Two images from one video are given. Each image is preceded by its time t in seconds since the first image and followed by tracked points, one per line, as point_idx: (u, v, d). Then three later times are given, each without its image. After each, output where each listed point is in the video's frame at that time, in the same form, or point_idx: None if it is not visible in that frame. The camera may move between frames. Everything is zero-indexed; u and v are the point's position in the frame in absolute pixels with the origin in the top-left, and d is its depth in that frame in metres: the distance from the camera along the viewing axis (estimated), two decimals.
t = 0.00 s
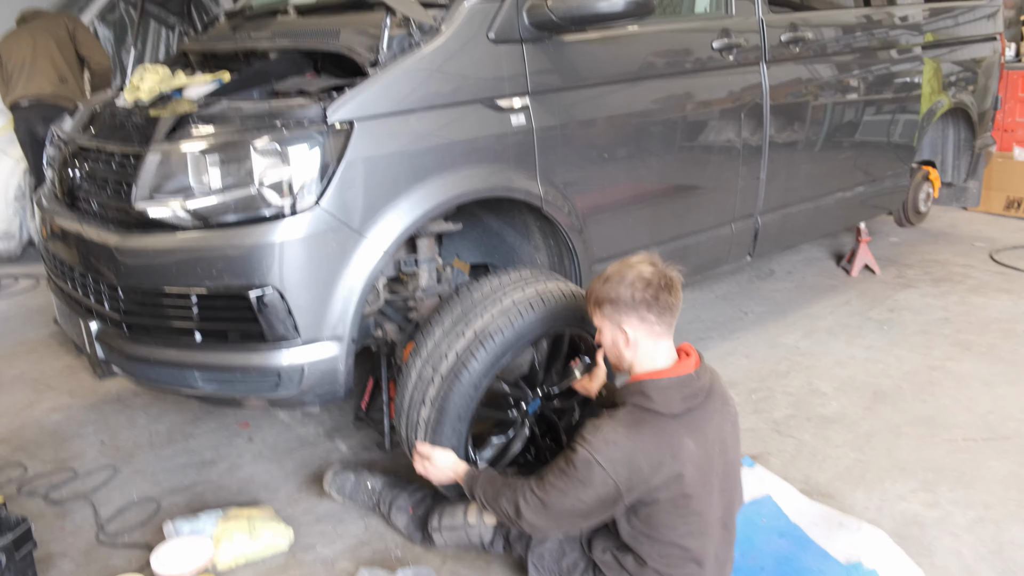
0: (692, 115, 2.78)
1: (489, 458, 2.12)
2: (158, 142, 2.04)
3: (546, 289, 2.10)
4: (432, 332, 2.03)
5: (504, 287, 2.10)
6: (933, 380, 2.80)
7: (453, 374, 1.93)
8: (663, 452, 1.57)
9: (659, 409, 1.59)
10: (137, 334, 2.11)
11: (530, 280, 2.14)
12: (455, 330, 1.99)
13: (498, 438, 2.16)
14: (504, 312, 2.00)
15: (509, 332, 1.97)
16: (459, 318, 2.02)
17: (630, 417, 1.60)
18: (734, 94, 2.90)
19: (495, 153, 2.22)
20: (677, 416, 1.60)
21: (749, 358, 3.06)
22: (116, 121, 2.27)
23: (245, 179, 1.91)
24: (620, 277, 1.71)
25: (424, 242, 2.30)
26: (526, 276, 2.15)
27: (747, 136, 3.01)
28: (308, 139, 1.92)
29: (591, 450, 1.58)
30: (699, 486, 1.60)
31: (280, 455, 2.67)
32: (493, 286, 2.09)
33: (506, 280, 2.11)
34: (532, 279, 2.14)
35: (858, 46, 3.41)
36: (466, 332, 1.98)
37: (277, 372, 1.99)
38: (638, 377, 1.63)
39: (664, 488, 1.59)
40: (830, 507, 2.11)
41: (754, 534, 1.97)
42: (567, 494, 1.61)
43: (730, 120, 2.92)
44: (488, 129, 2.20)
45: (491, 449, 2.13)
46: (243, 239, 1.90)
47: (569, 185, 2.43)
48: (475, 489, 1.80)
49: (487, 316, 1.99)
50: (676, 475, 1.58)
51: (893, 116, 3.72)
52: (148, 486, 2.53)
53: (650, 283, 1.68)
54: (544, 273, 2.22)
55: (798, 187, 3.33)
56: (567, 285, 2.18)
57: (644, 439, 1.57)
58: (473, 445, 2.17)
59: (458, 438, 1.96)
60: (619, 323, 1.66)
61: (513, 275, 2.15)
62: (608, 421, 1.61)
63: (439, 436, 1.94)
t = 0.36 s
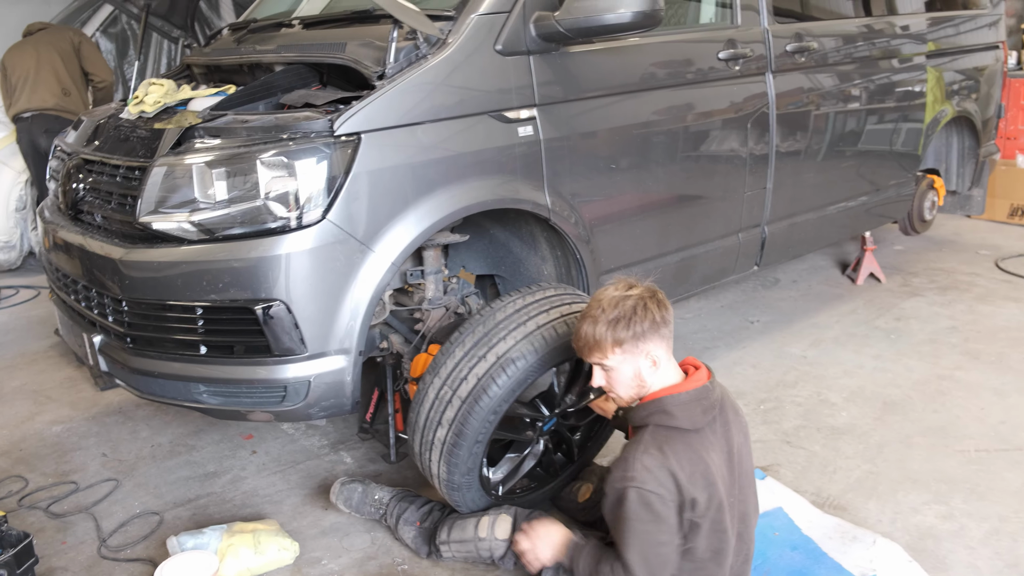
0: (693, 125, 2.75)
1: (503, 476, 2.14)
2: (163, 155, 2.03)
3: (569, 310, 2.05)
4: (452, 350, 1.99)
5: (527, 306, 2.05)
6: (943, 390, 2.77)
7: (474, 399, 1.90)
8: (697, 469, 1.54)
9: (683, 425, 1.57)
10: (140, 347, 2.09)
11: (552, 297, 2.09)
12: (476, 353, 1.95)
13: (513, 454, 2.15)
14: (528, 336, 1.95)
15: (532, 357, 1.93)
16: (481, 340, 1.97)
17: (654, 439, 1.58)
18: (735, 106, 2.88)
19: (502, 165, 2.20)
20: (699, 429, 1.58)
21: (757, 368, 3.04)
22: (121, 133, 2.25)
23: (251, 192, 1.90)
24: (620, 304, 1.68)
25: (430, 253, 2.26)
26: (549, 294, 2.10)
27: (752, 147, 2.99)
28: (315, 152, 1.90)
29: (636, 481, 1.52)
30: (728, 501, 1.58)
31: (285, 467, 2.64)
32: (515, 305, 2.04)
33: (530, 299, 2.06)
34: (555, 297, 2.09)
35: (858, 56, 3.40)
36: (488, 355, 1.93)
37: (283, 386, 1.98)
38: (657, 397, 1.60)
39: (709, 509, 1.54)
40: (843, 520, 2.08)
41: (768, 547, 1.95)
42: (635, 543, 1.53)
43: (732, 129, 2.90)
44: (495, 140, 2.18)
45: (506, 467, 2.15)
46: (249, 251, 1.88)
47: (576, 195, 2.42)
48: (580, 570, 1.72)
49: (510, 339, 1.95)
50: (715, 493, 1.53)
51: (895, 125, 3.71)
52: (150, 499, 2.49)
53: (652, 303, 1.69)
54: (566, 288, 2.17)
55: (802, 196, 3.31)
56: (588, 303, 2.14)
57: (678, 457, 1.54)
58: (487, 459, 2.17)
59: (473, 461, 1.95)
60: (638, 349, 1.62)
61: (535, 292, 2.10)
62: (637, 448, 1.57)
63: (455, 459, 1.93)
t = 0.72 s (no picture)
0: (700, 119, 2.69)
1: (514, 476, 2.12)
2: (172, 149, 2.01)
3: (578, 309, 2.03)
4: (461, 353, 1.97)
5: (536, 306, 2.02)
6: (959, 386, 2.74)
7: (483, 403, 1.87)
8: (724, 474, 1.52)
9: (706, 431, 1.55)
10: (149, 343, 2.07)
11: (561, 295, 2.07)
12: (485, 355, 1.92)
13: (524, 454, 2.14)
14: (535, 337, 1.92)
15: (540, 359, 1.90)
16: (490, 342, 1.95)
17: (680, 448, 1.54)
18: (743, 99, 2.81)
19: (514, 158, 2.18)
20: (721, 434, 1.57)
21: (769, 364, 3.01)
22: (129, 127, 2.23)
23: (260, 186, 1.87)
24: (636, 314, 1.64)
25: (440, 248, 2.24)
26: (557, 292, 2.07)
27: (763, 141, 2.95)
28: (325, 146, 1.87)
29: (674, 489, 1.46)
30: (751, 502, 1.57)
31: (293, 463, 2.63)
32: (523, 304, 2.02)
33: (538, 298, 2.03)
34: (564, 295, 2.06)
35: (868, 47, 3.34)
36: (497, 358, 1.91)
37: (293, 382, 1.96)
38: (677, 404, 1.57)
39: (734, 513, 1.53)
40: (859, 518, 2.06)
41: (784, 546, 1.93)
42: (693, 557, 1.42)
43: (740, 122, 2.83)
44: (507, 133, 2.15)
45: (517, 468, 2.13)
46: (258, 246, 1.86)
47: (589, 190, 2.39)
48: None
49: (518, 341, 1.92)
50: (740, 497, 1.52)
51: (905, 118, 3.65)
52: (159, 494, 2.48)
53: (666, 309, 1.66)
54: (575, 285, 2.14)
55: (813, 189, 3.27)
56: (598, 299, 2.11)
57: (707, 464, 1.51)
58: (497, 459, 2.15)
59: (484, 464, 1.93)
60: (660, 357, 1.58)
61: (543, 291, 2.08)
62: (664, 458, 1.53)
63: (465, 463, 1.91)
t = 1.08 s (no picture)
0: (707, 99, 2.63)
1: (523, 460, 2.10)
2: (177, 131, 1.97)
3: (586, 292, 2.00)
4: (466, 338, 1.94)
5: (542, 290, 2.00)
6: (972, 368, 2.72)
7: (489, 387, 1.84)
8: (725, 476, 1.49)
9: (711, 431, 1.51)
10: (156, 327, 2.05)
11: (568, 280, 2.04)
12: (490, 339, 1.90)
13: (532, 438, 2.13)
14: (542, 320, 1.90)
15: (547, 341, 1.87)
16: (495, 326, 1.92)
17: (684, 449, 1.50)
18: (750, 79, 2.74)
19: (526, 139, 2.14)
20: (728, 434, 1.53)
21: (779, 346, 2.98)
22: (134, 109, 2.20)
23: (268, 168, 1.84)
24: (645, 314, 1.55)
25: (450, 231, 2.21)
26: (565, 277, 2.04)
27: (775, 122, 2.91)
28: (334, 127, 1.84)
29: (661, 494, 1.43)
30: (754, 502, 1.55)
31: (301, 447, 2.62)
32: (530, 288, 1.99)
33: (544, 282, 2.01)
34: (572, 280, 2.04)
35: (879, 25, 3.27)
36: (503, 342, 1.88)
37: (303, 367, 1.94)
38: (682, 404, 1.53)
39: (731, 514, 1.51)
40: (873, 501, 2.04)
41: (797, 529, 1.91)
42: (647, 558, 1.40)
43: (748, 103, 2.77)
44: (518, 114, 2.12)
45: (525, 451, 2.12)
46: (267, 229, 1.83)
47: (600, 171, 2.35)
48: None
49: (524, 324, 1.90)
50: (741, 499, 1.50)
51: (915, 98, 3.58)
52: (168, 479, 2.48)
53: (677, 309, 1.58)
54: (583, 269, 2.11)
55: (823, 170, 3.23)
56: (607, 284, 2.08)
57: (708, 467, 1.47)
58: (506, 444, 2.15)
59: (492, 449, 1.91)
60: (669, 362, 1.51)
61: (550, 276, 2.05)
62: (664, 459, 1.49)
63: (473, 448, 1.88)
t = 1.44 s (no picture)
0: (701, 93, 2.58)
1: (518, 457, 2.07)
2: (168, 115, 1.93)
3: (587, 288, 1.97)
4: (465, 332, 1.91)
5: (543, 284, 1.97)
6: (965, 368, 2.72)
7: (487, 383, 1.82)
8: (726, 471, 1.47)
9: (714, 425, 1.49)
10: (145, 317, 2.01)
11: (570, 275, 2.01)
12: (490, 333, 1.87)
13: (529, 434, 2.09)
14: (543, 315, 1.87)
15: (547, 337, 1.85)
16: (495, 320, 1.90)
17: (687, 442, 1.49)
18: (745, 73, 2.71)
19: (525, 130, 2.10)
20: (732, 430, 1.51)
21: (773, 344, 2.97)
22: (124, 92, 2.14)
23: (261, 155, 1.79)
24: (647, 302, 1.54)
25: (445, 222, 2.17)
26: (567, 272, 2.02)
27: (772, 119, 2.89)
28: (330, 114, 1.79)
29: (659, 486, 1.41)
30: (757, 501, 1.53)
31: (291, 440, 2.58)
32: (531, 282, 1.96)
33: (546, 277, 1.98)
34: (574, 275, 2.01)
35: (874, 22, 3.25)
36: (503, 336, 1.86)
37: (295, 359, 1.90)
38: (687, 397, 1.50)
39: (731, 511, 1.49)
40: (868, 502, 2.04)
41: (793, 530, 1.90)
42: (635, 546, 1.38)
43: (741, 98, 2.73)
44: (517, 103, 2.08)
45: (523, 447, 2.08)
46: (259, 218, 1.79)
47: (598, 163, 2.32)
48: None
49: (525, 319, 1.87)
50: (742, 497, 1.48)
51: (909, 96, 3.57)
52: (155, 471, 2.43)
53: (679, 298, 1.56)
54: (584, 264, 2.08)
55: (818, 168, 3.21)
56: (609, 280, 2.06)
57: (709, 461, 1.46)
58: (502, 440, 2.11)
59: (488, 445, 1.88)
60: (669, 350, 1.50)
61: (552, 270, 2.02)
62: (666, 452, 1.47)
63: (469, 444, 1.86)
